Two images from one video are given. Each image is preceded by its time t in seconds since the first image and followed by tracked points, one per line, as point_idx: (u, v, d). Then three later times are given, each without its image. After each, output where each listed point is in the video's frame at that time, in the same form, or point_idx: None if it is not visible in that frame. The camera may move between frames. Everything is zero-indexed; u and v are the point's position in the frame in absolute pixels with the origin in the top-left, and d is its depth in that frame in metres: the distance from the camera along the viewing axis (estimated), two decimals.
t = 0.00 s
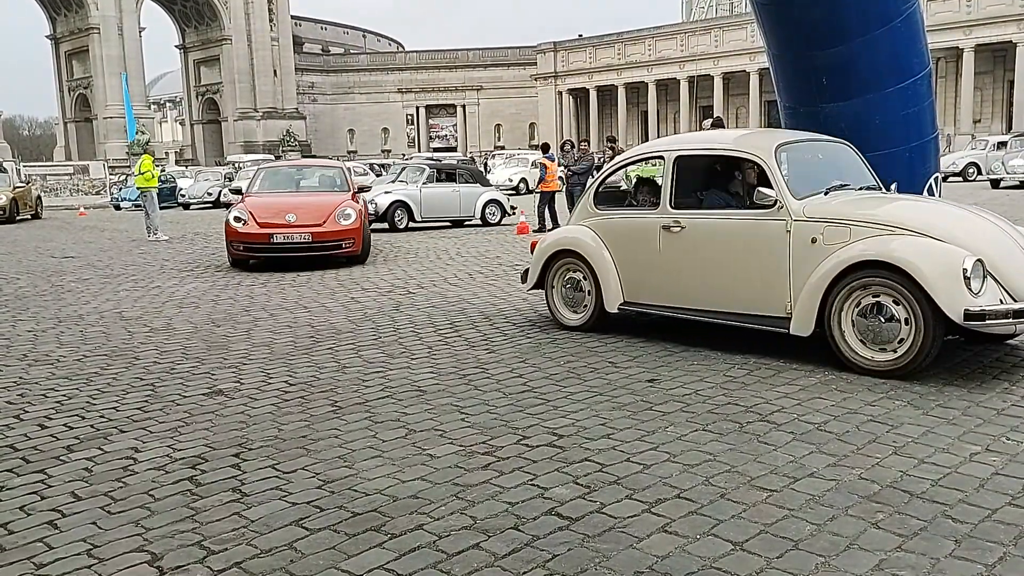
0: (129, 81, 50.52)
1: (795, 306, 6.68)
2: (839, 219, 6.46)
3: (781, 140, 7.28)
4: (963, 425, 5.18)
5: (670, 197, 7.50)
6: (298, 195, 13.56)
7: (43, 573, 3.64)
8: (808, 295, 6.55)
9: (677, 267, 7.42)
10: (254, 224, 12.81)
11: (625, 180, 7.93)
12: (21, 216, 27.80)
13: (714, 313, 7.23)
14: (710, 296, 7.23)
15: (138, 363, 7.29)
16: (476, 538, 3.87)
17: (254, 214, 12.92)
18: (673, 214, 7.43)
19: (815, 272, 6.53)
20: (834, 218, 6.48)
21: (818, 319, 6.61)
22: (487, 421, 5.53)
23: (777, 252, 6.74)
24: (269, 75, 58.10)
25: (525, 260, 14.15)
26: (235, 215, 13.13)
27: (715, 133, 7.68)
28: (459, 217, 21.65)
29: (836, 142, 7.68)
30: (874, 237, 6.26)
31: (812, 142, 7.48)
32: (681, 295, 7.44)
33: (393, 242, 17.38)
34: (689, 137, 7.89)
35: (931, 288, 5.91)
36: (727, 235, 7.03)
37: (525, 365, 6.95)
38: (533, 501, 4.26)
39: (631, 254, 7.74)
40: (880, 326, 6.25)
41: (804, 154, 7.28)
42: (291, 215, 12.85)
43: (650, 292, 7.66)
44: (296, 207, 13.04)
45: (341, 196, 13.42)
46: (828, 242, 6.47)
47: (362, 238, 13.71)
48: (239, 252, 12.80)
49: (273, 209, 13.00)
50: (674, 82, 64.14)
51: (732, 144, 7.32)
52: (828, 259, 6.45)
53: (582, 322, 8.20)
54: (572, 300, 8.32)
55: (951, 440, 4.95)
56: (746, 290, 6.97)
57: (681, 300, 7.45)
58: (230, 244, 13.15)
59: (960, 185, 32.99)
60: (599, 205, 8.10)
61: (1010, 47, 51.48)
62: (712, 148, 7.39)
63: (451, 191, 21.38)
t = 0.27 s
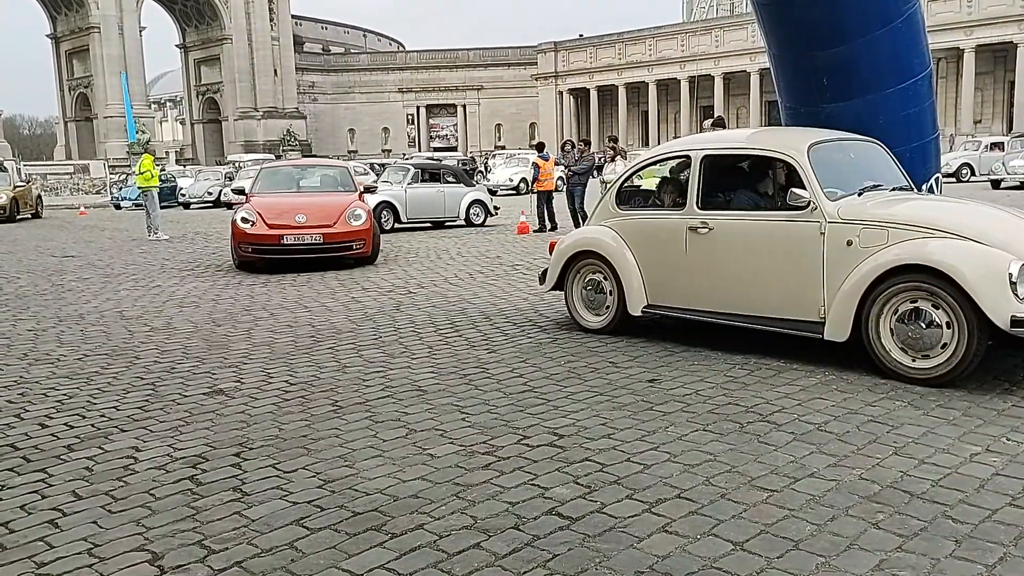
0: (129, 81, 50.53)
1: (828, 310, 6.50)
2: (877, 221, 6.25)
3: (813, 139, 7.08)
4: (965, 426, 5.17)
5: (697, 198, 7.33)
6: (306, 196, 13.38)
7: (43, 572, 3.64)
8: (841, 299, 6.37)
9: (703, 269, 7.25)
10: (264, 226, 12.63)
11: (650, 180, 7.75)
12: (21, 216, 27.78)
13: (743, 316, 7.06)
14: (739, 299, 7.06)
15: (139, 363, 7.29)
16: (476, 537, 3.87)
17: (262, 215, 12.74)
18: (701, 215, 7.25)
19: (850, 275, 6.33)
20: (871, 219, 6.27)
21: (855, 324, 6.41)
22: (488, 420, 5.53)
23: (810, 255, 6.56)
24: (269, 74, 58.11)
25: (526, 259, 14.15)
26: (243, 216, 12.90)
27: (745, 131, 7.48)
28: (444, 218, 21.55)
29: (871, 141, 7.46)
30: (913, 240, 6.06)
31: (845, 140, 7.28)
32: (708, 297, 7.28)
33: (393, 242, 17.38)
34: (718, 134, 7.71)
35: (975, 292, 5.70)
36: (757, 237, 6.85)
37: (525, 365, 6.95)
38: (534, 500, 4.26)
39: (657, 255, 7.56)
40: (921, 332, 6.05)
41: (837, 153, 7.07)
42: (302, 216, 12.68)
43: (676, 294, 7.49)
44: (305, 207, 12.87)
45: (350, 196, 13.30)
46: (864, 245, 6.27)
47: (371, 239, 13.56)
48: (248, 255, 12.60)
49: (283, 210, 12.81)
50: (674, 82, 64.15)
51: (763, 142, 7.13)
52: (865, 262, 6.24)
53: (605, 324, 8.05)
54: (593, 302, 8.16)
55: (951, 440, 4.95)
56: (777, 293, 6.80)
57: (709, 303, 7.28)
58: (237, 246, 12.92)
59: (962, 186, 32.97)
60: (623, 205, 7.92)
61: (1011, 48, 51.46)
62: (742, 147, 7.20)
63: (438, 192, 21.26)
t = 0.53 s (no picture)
0: (130, 81, 50.54)
1: (863, 313, 6.30)
2: (914, 222, 6.03)
3: (843, 136, 6.85)
4: (965, 426, 5.18)
5: (723, 197, 7.10)
6: (315, 197, 13.06)
7: (45, 571, 3.65)
8: (876, 302, 6.16)
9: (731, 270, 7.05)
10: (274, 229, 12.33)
11: (672, 178, 7.52)
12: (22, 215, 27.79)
13: (772, 318, 6.87)
14: (768, 301, 6.86)
15: (140, 362, 7.30)
16: (478, 537, 3.87)
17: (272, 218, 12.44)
18: (728, 215, 7.04)
19: (887, 278, 6.12)
20: (909, 220, 6.06)
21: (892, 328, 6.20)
22: (489, 420, 5.53)
23: (843, 257, 6.35)
24: (270, 74, 58.13)
25: (526, 259, 14.17)
26: (250, 218, 12.61)
27: (773, 129, 7.26)
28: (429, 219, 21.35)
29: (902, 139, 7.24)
30: (954, 242, 5.84)
31: (879, 138, 7.05)
32: (735, 298, 7.08)
33: (394, 242, 17.40)
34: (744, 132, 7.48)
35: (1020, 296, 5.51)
36: (788, 238, 6.64)
37: (526, 365, 6.96)
38: (536, 500, 4.26)
39: (681, 256, 7.35)
40: (961, 337, 5.86)
41: (869, 151, 6.84)
42: (312, 217, 12.42)
43: (701, 295, 7.29)
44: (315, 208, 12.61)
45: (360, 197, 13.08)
46: (903, 247, 6.05)
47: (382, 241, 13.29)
48: (258, 257, 12.32)
49: (292, 211, 12.54)
50: (674, 82, 64.16)
51: (794, 141, 6.91)
52: (903, 265, 6.03)
53: (627, 326, 7.83)
54: (614, 304, 7.95)
55: (951, 439, 4.95)
56: (808, 295, 6.59)
57: (736, 304, 7.09)
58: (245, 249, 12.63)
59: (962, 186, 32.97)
60: (644, 203, 7.69)
61: (1011, 48, 51.46)
62: (772, 146, 6.98)
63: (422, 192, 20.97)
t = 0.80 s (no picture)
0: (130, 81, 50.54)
1: (895, 318, 6.17)
2: (948, 225, 5.90)
3: (871, 135, 6.71)
4: (965, 426, 5.19)
5: (748, 198, 6.96)
6: (325, 197, 12.90)
7: (46, 572, 3.65)
8: (910, 307, 6.03)
9: (757, 273, 6.91)
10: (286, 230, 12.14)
11: (693, 178, 7.38)
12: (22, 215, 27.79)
13: (799, 323, 6.73)
14: (795, 304, 6.72)
15: (140, 363, 7.31)
16: (478, 538, 3.87)
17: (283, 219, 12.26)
18: (753, 216, 6.89)
19: (921, 281, 5.99)
20: (943, 223, 5.92)
21: (926, 334, 6.06)
22: (489, 421, 5.54)
23: (875, 260, 6.21)
24: (270, 74, 58.13)
25: (526, 259, 14.19)
26: (260, 219, 12.41)
27: (796, 129, 7.11)
28: (416, 219, 21.11)
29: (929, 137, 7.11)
30: (991, 245, 5.71)
31: (907, 138, 6.89)
32: (761, 301, 6.95)
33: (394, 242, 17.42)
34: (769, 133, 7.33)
35: None
36: (817, 240, 6.49)
37: (526, 365, 6.97)
38: (536, 501, 4.27)
39: (705, 258, 7.20)
40: (998, 342, 5.72)
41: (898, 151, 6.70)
42: (324, 218, 12.24)
43: (724, 298, 7.16)
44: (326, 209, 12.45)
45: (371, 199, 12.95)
46: (937, 250, 5.92)
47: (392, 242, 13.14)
48: (268, 259, 12.13)
49: (303, 212, 12.35)
50: (674, 82, 64.16)
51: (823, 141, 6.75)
52: (937, 268, 5.90)
53: (647, 329, 7.68)
54: (632, 306, 7.80)
55: (951, 440, 4.96)
56: (837, 299, 6.46)
57: (761, 307, 6.95)
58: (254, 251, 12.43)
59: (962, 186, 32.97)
60: (665, 204, 7.54)
61: (1011, 48, 51.44)
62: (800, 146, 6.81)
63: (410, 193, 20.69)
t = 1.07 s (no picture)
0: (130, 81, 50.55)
1: (926, 322, 6.02)
2: (980, 226, 5.74)
3: (896, 133, 6.55)
4: (965, 427, 5.18)
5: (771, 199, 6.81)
6: (334, 198, 12.82)
7: (45, 573, 3.64)
8: (942, 310, 5.88)
9: (780, 275, 6.74)
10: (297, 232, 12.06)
11: (712, 178, 7.23)
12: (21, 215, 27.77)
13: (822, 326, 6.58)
14: (821, 307, 6.56)
15: (139, 363, 7.30)
16: (477, 539, 3.87)
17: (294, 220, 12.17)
18: (776, 217, 6.73)
19: (953, 283, 5.83)
20: (975, 223, 5.76)
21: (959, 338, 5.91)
22: (489, 421, 5.53)
23: (905, 261, 6.04)
24: (269, 74, 58.14)
25: (525, 259, 14.20)
26: (270, 221, 12.30)
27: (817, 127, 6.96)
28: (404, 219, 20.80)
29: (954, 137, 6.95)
30: None
31: (931, 134, 6.75)
32: (784, 304, 6.79)
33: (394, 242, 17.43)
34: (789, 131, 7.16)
35: None
36: (842, 241, 6.33)
37: (526, 365, 6.96)
38: (535, 501, 4.26)
39: (726, 261, 7.05)
40: None
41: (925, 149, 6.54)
42: (336, 219, 12.18)
43: (746, 301, 7.00)
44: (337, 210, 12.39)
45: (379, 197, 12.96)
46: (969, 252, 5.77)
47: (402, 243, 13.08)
48: (279, 261, 12.03)
49: (314, 213, 12.26)
50: (674, 81, 64.17)
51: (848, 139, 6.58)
52: (969, 270, 5.75)
53: (666, 332, 7.54)
54: (651, 309, 7.66)
55: (951, 441, 4.96)
56: (865, 302, 6.30)
57: (785, 310, 6.78)
58: (264, 253, 12.29)
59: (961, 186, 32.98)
60: (684, 204, 7.39)
61: (1011, 48, 51.45)
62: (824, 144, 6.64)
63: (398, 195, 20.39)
